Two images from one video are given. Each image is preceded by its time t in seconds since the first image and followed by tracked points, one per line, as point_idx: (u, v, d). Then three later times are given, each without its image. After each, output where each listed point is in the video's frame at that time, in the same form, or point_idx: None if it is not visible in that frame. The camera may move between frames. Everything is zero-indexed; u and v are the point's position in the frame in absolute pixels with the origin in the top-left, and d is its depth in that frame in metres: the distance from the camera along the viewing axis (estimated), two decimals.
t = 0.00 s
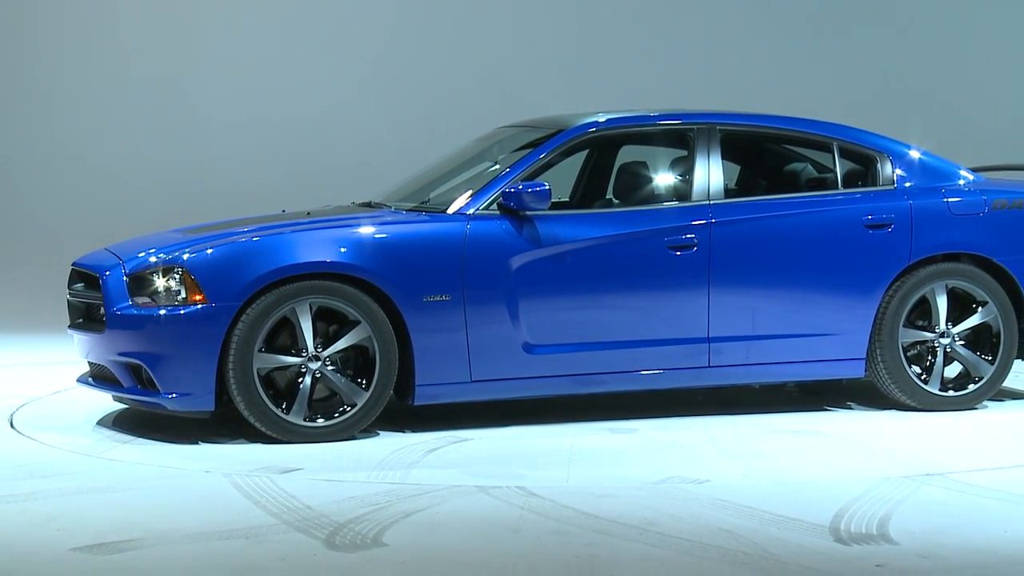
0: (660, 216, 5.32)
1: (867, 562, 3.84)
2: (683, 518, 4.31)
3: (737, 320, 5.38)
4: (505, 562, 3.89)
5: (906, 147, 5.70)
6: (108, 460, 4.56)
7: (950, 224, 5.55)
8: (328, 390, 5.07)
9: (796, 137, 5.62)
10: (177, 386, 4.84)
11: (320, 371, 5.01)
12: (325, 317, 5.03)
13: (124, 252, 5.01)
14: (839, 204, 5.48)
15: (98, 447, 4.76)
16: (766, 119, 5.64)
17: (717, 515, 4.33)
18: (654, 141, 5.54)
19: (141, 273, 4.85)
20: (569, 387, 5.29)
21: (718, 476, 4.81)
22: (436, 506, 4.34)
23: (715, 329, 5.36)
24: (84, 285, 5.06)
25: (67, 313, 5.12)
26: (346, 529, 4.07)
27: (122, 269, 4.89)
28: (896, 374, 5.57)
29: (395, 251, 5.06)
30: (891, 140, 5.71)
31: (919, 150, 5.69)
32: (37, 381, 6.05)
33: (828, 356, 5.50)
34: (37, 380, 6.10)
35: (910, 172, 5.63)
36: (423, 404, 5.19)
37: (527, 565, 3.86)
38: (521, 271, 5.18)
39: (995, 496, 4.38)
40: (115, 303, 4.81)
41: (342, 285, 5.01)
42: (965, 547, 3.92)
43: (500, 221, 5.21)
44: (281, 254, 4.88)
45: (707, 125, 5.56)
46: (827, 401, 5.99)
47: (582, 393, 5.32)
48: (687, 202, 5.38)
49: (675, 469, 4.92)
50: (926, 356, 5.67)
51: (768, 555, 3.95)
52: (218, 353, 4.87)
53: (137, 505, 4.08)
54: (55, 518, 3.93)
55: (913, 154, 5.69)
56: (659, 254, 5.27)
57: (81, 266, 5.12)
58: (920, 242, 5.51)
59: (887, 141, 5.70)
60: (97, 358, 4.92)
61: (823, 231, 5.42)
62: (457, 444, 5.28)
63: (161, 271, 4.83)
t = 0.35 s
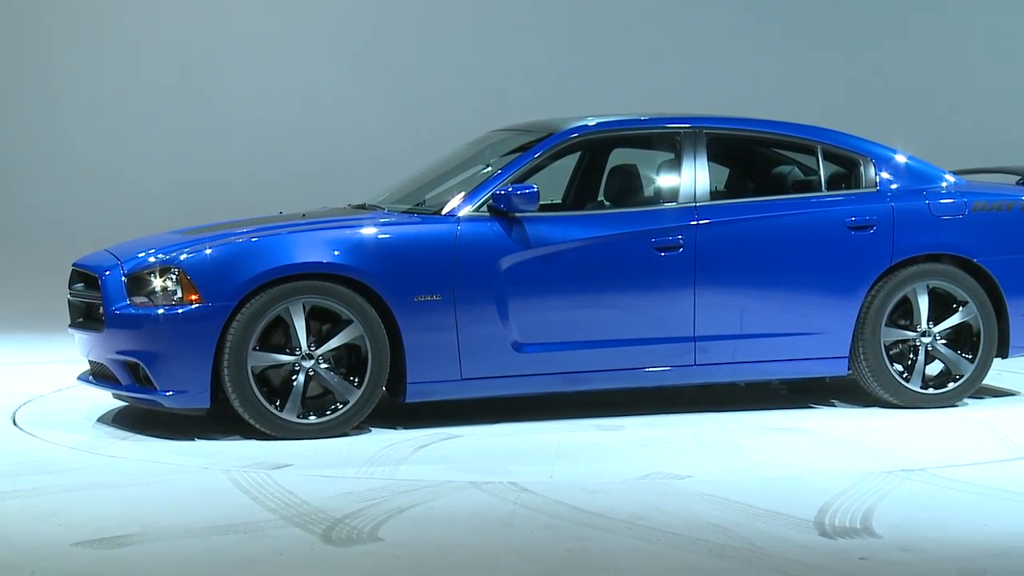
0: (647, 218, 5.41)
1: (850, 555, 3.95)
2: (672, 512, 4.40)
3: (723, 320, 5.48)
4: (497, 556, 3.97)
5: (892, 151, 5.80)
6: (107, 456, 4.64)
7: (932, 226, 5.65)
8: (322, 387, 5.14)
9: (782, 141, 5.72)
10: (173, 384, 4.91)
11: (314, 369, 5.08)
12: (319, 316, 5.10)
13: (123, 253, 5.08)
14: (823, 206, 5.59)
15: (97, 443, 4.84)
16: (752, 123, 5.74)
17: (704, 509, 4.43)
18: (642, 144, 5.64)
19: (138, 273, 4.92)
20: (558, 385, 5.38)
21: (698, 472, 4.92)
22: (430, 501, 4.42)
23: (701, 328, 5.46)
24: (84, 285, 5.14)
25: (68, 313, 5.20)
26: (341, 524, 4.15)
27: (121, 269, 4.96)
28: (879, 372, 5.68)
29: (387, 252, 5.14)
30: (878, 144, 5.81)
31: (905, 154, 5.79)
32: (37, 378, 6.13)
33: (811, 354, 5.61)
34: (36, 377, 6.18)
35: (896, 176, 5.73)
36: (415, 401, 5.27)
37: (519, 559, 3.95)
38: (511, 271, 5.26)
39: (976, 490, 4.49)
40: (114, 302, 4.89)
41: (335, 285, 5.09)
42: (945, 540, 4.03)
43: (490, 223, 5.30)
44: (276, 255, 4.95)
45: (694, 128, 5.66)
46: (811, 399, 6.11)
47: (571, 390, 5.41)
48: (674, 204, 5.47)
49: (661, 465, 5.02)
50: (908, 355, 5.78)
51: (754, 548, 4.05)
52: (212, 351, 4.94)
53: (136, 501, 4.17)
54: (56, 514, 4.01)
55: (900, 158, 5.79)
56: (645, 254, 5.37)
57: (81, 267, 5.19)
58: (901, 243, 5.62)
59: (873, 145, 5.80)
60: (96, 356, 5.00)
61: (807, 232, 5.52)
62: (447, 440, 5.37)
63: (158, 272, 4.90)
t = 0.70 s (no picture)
0: (632, 220, 5.52)
1: (832, 548, 4.06)
2: (659, 507, 4.51)
3: (706, 319, 5.59)
4: (488, 549, 4.07)
5: (875, 155, 5.92)
6: (103, 452, 4.72)
7: (910, 228, 5.77)
8: (313, 385, 5.22)
9: (767, 145, 5.84)
10: (167, 382, 4.98)
11: (306, 367, 5.16)
12: (310, 316, 5.18)
13: (120, 254, 5.16)
14: (805, 208, 5.70)
15: (94, 439, 4.92)
16: (737, 127, 5.86)
17: (690, 504, 4.54)
18: (629, 147, 5.74)
19: (135, 273, 5.00)
20: (546, 382, 5.47)
21: (677, 468, 5.03)
22: (422, 496, 4.51)
23: (685, 327, 5.57)
24: (82, 284, 5.20)
25: (67, 311, 5.26)
26: (336, 518, 4.24)
27: (117, 269, 5.04)
28: (858, 370, 5.80)
29: (377, 253, 5.23)
30: (861, 148, 5.93)
31: (888, 158, 5.90)
32: (35, 376, 6.20)
33: (792, 353, 5.72)
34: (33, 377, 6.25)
35: (879, 180, 5.85)
36: (404, 398, 5.36)
37: (510, 552, 4.05)
38: (500, 271, 5.36)
39: (955, 485, 4.61)
40: (111, 302, 4.96)
41: (326, 285, 5.17)
42: (923, 533, 4.15)
43: (479, 224, 5.39)
44: (269, 256, 5.04)
45: (679, 132, 5.78)
46: (793, 396, 6.23)
47: (558, 388, 5.51)
48: (659, 207, 5.58)
49: (646, 460, 5.13)
50: (887, 353, 5.89)
51: (739, 542, 4.16)
52: (207, 350, 5.02)
53: (134, 496, 4.25)
54: (57, 509, 4.10)
55: (883, 162, 5.91)
56: (630, 255, 5.48)
57: (79, 266, 5.26)
58: (880, 244, 5.74)
59: (856, 149, 5.92)
60: (93, 354, 5.07)
61: (788, 234, 5.64)
62: (436, 437, 5.46)
63: (152, 272, 4.98)
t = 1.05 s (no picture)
0: (617, 221, 5.62)
1: (815, 541, 4.17)
2: (647, 501, 4.61)
3: (690, 318, 5.69)
4: (480, 543, 4.16)
5: (859, 159, 6.02)
6: (99, 448, 4.80)
7: (890, 229, 5.87)
8: (305, 383, 5.29)
9: (751, 148, 5.94)
10: (161, 380, 5.06)
11: (297, 366, 5.23)
12: (302, 315, 5.26)
13: (117, 255, 5.23)
14: (788, 210, 5.80)
15: (90, 436, 5.00)
16: (722, 131, 5.96)
17: (676, 499, 4.65)
18: (617, 150, 5.85)
19: (131, 273, 5.07)
20: (533, 380, 5.57)
21: (657, 464, 5.13)
22: (414, 492, 4.60)
23: (669, 326, 5.67)
24: (81, 285, 5.28)
25: (66, 310, 5.34)
26: (330, 514, 4.32)
27: (113, 270, 5.12)
28: (839, 368, 5.90)
29: (367, 254, 5.31)
30: (845, 151, 6.03)
31: (872, 162, 6.01)
32: (32, 375, 6.27)
33: (775, 351, 5.83)
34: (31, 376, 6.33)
35: (863, 183, 5.95)
36: (394, 396, 5.44)
37: (501, 546, 4.14)
38: (488, 271, 5.45)
39: (934, 479, 4.73)
40: (108, 302, 5.04)
41: (317, 285, 5.24)
42: (903, 527, 4.27)
43: (468, 226, 5.49)
44: (262, 257, 5.11)
45: (664, 136, 5.87)
46: (777, 394, 6.35)
47: (545, 385, 5.61)
48: (644, 208, 5.68)
49: (633, 457, 5.23)
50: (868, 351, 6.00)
51: (724, 535, 4.27)
52: (201, 348, 5.09)
53: (132, 492, 4.33)
54: (56, 505, 4.17)
55: (867, 166, 6.01)
56: (616, 256, 5.57)
57: (77, 267, 5.34)
58: (860, 245, 5.84)
59: (840, 152, 6.02)
60: (90, 352, 5.15)
61: (770, 236, 5.74)
62: (425, 433, 5.54)
63: (148, 272, 5.06)
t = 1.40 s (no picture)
0: (603, 223, 5.73)
1: (798, 535, 4.29)
2: (633, 496, 4.72)
3: (675, 317, 5.79)
4: (471, 537, 4.25)
5: (843, 164, 6.14)
6: (98, 445, 4.89)
7: (869, 230, 5.98)
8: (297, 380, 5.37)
9: (736, 152, 6.05)
10: (155, 378, 5.15)
11: (290, 364, 5.32)
12: (294, 314, 5.35)
13: (115, 256, 5.33)
14: (770, 212, 5.91)
15: (87, 432, 5.10)
16: (707, 135, 6.07)
17: (661, 493, 4.76)
18: (604, 154, 5.97)
19: (128, 273, 5.17)
20: (520, 378, 5.67)
21: (637, 459, 5.24)
22: (407, 488, 4.69)
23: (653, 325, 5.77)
24: (80, 285, 5.38)
25: (65, 309, 5.44)
26: (325, 508, 4.41)
27: (110, 271, 5.21)
28: (820, 366, 6.01)
29: (358, 256, 5.41)
30: (828, 155, 6.15)
31: (855, 166, 6.13)
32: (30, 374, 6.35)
33: (757, 351, 5.94)
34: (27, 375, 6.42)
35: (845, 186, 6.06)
36: (384, 393, 5.53)
37: (491, 540, 4.24)
38: (476, 272, 5.55)
39: (911, 474, 4.86)
40: (105, 301, 5.14)
41: (308, 285, 5.33)
42: (883, 520, 4.39)
43: (457, 228, 5.59)
44: (255, 258, 5.21)
45: (648, 140, 5.99)
46: (760, 391, 6.47)
47: (533, 383, 5.71)
48: (629, 211, 5.79)
49: (618, 453, 5.34)
50: (849, 350, 6.09)
51: (707, 529, 4.39)
52: (195, 347, 5.19)
53: (131, 487, 4.42)
54: (57, 500, 4.25)
55: (850, 170, 6.13)
56: (601, 257, 5.68)
57: (76, 267, 5.44)
58: (841, 247, 5.94)
59: (824, 156, 6.13)
60: (88, 350, 5.26)
61: (753, 237, 5.84)
62: (414, 430, 5.64)
63: (144, 273, 5.16)
